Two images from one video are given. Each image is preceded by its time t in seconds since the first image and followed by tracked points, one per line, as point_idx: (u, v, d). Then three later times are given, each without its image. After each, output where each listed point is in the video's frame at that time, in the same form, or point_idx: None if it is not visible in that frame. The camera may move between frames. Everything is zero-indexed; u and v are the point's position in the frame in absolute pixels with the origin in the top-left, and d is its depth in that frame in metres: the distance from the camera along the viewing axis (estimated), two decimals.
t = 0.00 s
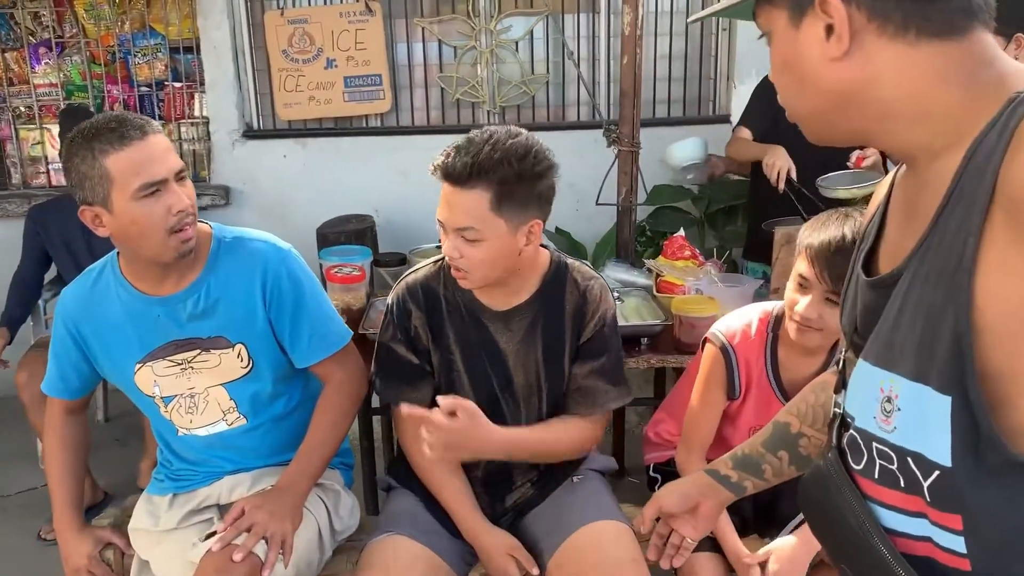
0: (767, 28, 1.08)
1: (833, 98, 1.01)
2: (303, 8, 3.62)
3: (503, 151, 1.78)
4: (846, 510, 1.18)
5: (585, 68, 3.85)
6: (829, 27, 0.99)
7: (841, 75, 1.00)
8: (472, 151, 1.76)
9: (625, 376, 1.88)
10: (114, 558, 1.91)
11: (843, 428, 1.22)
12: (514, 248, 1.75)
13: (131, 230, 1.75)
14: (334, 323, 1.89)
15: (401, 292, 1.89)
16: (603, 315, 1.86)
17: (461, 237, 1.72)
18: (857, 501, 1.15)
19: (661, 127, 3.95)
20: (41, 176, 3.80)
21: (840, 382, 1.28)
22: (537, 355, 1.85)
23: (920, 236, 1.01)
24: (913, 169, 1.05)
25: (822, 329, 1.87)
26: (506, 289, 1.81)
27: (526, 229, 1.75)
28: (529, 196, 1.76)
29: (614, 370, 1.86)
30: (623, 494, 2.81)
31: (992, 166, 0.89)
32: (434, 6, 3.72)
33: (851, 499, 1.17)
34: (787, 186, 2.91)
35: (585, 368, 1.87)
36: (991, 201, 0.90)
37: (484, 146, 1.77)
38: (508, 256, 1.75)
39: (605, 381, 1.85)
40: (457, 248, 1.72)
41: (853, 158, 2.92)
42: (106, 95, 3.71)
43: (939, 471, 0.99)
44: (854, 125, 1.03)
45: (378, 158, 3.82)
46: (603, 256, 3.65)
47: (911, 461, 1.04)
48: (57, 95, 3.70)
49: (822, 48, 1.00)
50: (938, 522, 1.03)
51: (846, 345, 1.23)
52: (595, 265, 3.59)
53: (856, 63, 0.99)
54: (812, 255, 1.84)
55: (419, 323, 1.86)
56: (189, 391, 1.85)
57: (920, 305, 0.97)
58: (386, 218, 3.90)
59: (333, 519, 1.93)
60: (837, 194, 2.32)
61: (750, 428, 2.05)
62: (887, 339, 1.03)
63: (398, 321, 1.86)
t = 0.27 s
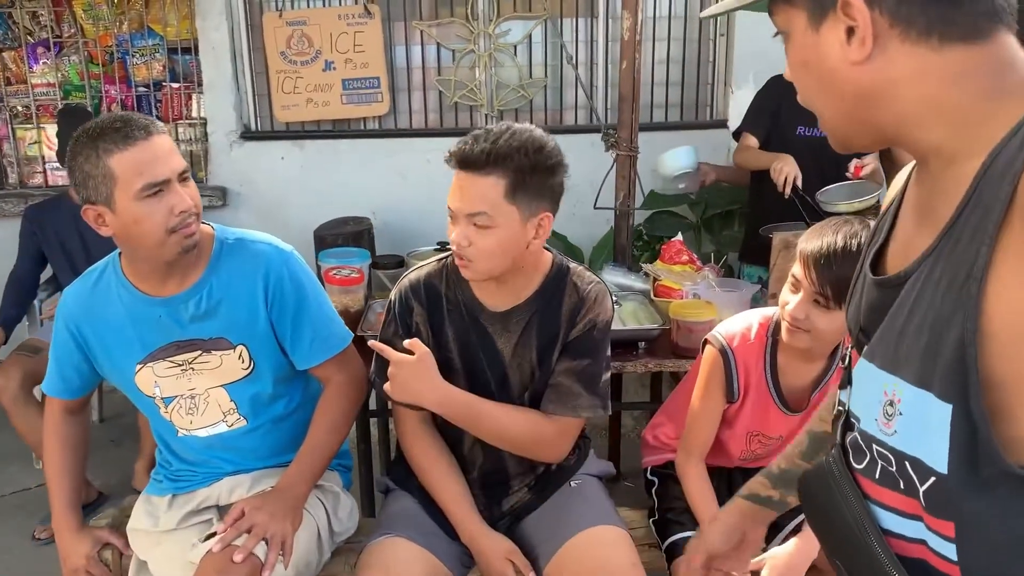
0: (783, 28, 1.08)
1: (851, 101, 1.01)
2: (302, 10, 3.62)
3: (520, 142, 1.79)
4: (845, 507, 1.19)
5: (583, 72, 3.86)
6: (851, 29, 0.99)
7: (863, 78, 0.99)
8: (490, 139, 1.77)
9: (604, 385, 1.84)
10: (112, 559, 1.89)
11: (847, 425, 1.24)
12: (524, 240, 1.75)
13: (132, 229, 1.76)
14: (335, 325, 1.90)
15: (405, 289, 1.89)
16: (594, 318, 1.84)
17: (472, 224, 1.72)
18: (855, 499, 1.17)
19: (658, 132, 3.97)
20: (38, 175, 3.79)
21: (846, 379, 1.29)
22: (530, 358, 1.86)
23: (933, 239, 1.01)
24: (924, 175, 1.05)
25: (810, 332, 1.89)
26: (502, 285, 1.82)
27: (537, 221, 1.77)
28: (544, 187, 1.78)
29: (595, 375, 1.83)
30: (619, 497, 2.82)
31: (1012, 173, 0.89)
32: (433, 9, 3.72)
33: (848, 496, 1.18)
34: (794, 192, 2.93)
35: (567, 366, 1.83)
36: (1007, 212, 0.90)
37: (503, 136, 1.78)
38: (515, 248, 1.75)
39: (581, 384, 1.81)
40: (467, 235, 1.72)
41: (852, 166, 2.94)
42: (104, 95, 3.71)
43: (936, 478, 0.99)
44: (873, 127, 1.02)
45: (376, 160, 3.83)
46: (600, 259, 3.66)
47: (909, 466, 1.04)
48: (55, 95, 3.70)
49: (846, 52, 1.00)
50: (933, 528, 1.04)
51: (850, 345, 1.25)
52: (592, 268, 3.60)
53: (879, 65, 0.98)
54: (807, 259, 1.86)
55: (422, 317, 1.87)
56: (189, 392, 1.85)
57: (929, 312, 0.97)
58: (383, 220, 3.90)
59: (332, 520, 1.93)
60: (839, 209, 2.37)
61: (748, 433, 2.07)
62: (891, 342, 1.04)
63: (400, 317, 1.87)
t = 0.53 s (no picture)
0: (811, 29, 1.06)
1: (877, 107, 1.00)
2: (309, 13, 3.64)
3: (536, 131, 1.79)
4: (844, 513, 1.21)
5: (589, 78, 3.87)
6: (880, 32, 0.96)
7: (891, 80, 0.97)
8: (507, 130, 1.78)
9: (608, 390, 1.84)
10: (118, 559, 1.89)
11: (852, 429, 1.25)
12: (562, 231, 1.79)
13: (141, 230, 1.76)
14: (343, 328, 1.91)
15: (408, 295, 1.90)
16: (600, 322, 1.84)
17: (532, 213, 1.73)
18: (854, 506, 1.19)
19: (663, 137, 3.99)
20: (45, 176, 3.81)
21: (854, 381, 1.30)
22: (536, 362, 1.86)
23: (959, 249, 1.01)
24: (953, 178, 1.04)
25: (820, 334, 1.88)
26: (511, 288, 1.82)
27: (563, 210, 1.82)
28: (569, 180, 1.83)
29: (600, 381, 1.83)
30: (623, 502, 2.82)
31: None
32: (440, 13, 3.74)
33: (846, 500, 1.21)
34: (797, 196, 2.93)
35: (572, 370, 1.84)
36: None
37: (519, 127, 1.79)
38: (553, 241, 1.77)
39: (586, 389, 1.82)
40: (494, 230, 1.73)
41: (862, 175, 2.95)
42: (111, 97, 3.72)
43: (934, 492, 1.01)
44: (904, 131, 1.01)
45: (382, 164, 3.84)
46: (604, 265, 3.67)
47: (909, 478, 1.06)
48: (63, 97, 3.72)
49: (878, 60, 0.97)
50: (929, 541, 1.05)
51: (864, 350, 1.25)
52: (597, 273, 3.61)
53: (910, 68, 0.96)
54: (816, 261, 1.86)
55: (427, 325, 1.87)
56: (196, 394, 1.85)
57: (946, 324, 0.97)
58: (389, 223, 3.92)
59: (338, 523, 1.93)
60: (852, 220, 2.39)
61: (751, 439, 2.07)
62: (906, 349, 1.04)
63: (404, 325, 1.87)
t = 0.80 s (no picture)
0: (838, 34, 1.06)
1: (904, 115, 1.00)
2: (321, 17, 3.65)
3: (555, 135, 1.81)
4: (857, 524, 1.21)
5: (600, 82, 3.87)
6: (908, 39, 0.97)
7: (918, 91, 0.98)
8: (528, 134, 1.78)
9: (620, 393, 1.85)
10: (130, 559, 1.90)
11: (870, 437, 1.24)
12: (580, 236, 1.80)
13: (155, 230, 1.77)
14: (356, 331, 1.91)
15: (424, 297, 1.90)
16: (612, 327, 1.85)
17: (554, 216, 1.73)
18: (869, 519, 1.19)
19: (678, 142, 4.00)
20: (57, 179, 3.83)
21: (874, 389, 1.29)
22: (550, 366, 1.86)
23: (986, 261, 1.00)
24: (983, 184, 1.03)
25: (855, 330, 1.89)
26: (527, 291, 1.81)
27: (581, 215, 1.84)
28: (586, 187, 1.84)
29: (612, 384, 1.84)
30: (633, 507, 2.81)
31: None
32: (451, 17, 3.75)
33: (859, 512, 1.21)
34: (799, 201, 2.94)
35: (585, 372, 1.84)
36: None
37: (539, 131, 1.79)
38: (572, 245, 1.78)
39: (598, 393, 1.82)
40: (519, 233, 1.73)
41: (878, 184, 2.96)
42: (123, 100, 3.74)
43: (948, 510, 1.01)
44: (934, 139, 1.01)
45: (392, 167, 3.84)
46: (614, 269, 3.66)
47: (924, 493, 1.06)
48: (76, 99, 3.73)
49: (902, 69, 0.98)
50: (943, 560, 1.06)
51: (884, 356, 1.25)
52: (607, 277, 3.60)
53: (938, 76, 0.96)
54: (842, 256, 1.88)
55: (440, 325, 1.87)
56: (210, 396, 1.86)
57: (968, 339, 0.97)
58: (399, 226, 3.92)
59: (350, 525, 1.93)
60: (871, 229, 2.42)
61: (762, 445, 2.06)
62: (926, 359, 1.04)
63: (419, 324, 1.88)
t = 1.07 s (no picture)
0: (861, 19, 0.98)
1: (934, 116, 0.95)
2: (328, 18, 3.65)
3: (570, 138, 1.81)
4: (862, 546, 1.20)
5: (607, 83, 3.87)
6: (950, 28, 0.90)
7: (955, 86, 0.92)
8: (543, 135, 1.78)
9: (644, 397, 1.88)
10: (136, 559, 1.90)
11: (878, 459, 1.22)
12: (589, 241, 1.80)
13: (160, 228, 1.77)
14: (363, 331, 1.91)
15: (426, 301, 1.90)
16: (625, 335, 1.87)
17: (564, 220, 1.73)
18: (875, 541, 1.18)
19: (683, 144, 3.99)
20: (65, 179, 3.84)
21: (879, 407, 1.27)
22: (557, 369, 1.86)
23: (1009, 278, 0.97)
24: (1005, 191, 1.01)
25: (859, 329, 1.87)
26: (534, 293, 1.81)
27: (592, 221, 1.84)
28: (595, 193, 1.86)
29: (637, 389, 1.88)
30: (639, 510, 2.80)
31: None
32: (459, 18, 3.74)
33: (862, 535, 1.20)
34: (792, 202, 2.95)
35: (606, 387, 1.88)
36: None
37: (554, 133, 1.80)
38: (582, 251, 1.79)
39: (626, 402, 1.86)
40: (530, 233, 1.72)
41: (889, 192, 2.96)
42: (132, 100, 3.74)
43: (962, 540, 0.99)
44: (964, 143, 0.97)
45: (399, 168, 3.84)
46: (620, 271, 3.65)
47: (937, 521, 1.04)
48: (84, 99, 3.74)
49: (947, 64, 0.91)
50: None
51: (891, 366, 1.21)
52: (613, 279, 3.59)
53: (979, 73, 0.91)
54: (847, 255, 1.87)
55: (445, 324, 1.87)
56: (216, 396, 1.86)
57: (990, 364, 0.94)
58: (406, 227, 3.92)
59: (355, 526, 1.93)
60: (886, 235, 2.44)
61: (768, 447, 2.05)
62: (945, 378, 1.01)
63: (422, 326, 1.87)
